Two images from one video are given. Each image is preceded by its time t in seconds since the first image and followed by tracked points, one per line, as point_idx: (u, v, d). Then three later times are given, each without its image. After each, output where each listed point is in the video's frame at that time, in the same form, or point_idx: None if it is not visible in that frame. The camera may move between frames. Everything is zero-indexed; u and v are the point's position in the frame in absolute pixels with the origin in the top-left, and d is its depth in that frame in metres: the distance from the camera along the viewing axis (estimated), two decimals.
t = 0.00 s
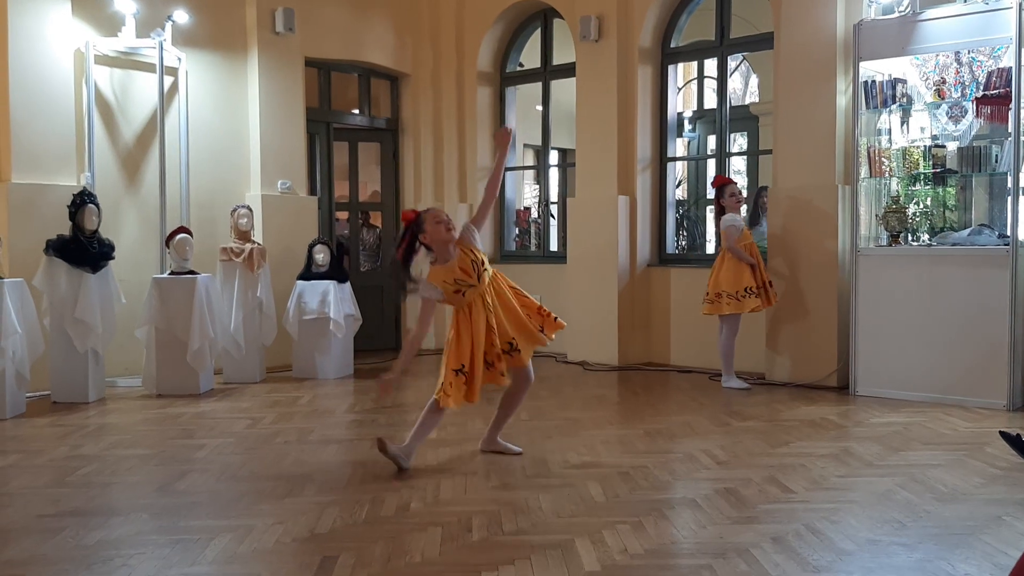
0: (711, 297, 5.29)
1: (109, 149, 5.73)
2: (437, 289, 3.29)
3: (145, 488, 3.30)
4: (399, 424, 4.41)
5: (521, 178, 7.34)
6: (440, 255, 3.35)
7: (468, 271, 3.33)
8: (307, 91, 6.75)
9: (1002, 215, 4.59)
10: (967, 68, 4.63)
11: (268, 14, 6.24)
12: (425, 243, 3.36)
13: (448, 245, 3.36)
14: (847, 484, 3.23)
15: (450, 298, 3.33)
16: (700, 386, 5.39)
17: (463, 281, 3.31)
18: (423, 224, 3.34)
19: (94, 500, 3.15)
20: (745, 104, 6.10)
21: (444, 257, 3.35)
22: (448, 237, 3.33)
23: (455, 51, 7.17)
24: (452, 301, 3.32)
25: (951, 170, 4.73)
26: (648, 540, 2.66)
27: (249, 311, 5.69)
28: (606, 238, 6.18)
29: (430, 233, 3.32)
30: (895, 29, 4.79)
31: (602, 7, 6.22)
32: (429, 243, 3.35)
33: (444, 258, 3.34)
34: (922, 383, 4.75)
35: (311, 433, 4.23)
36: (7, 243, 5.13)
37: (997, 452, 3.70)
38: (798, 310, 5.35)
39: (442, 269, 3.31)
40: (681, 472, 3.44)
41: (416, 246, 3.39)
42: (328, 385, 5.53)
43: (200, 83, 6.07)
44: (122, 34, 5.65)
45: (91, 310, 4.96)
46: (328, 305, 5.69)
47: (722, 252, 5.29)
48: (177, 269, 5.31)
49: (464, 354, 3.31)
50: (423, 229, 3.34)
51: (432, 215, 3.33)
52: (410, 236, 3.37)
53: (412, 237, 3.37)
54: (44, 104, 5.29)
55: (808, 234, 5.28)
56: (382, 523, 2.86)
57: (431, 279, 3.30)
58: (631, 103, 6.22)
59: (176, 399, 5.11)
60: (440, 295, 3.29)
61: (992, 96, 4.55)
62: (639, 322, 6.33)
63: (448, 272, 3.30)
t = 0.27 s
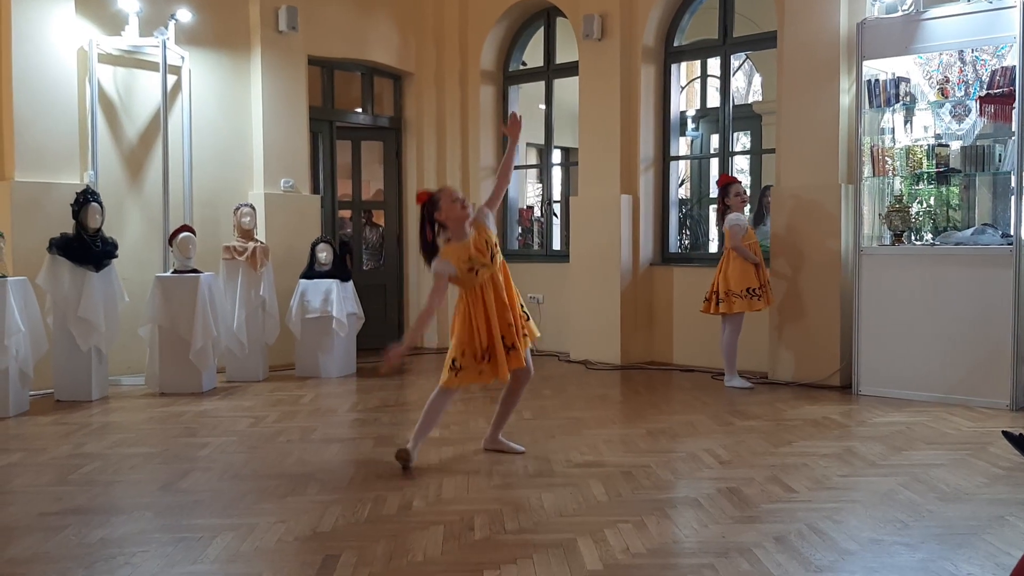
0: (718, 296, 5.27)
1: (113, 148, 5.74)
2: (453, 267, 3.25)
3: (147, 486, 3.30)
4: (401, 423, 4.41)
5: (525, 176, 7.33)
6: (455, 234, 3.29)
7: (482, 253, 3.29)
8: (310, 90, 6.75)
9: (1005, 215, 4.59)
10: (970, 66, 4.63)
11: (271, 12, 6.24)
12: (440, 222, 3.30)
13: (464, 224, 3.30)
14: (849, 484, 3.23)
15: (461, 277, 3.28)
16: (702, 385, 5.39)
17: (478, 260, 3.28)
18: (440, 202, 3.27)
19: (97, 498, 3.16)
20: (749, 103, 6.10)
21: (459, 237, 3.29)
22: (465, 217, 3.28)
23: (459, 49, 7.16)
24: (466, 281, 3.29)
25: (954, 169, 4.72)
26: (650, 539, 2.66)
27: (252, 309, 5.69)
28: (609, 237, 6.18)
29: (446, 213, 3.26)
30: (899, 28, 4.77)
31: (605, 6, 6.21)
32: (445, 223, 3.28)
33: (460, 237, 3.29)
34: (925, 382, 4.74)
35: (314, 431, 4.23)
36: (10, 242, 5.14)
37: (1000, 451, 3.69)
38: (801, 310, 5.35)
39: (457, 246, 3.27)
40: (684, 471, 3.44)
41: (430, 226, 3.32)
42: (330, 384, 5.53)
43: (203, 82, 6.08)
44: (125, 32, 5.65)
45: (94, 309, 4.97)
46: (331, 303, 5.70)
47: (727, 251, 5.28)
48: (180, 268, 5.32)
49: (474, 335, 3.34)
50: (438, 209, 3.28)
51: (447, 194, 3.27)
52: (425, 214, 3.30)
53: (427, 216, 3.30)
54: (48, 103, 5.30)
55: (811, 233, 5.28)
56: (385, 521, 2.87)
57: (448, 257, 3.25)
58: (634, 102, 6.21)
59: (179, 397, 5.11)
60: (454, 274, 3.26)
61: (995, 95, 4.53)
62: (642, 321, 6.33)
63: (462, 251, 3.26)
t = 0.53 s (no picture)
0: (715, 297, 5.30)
1: (117, 147, 5.75)
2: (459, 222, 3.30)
3: (151, 485, 3.31)
4: (404, 422, 4.42)
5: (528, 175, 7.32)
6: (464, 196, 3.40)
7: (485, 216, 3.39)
8: (313, 89, 6.75)
9: (1009, 215, 4.60)
10: (975, 67, 4.62)
11: (275, 12, 6.25)
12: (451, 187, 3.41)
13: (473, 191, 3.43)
14: (852, 484, 3.23)
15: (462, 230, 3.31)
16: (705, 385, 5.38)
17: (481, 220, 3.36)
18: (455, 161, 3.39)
19: (100, 496, 3.16)
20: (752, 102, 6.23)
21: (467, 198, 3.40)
22: (475, 182, 3.39)
23: (462, 48, 7.17)
24: (466, 236, 3.32)
25: (958, 169, 4.72)
26: (652, 539, 2.66)
27: (256, 308, 5.70)
28: (612, 237, 6.18)
29: (457, 177, 3.38)
30: (902, 28, 4.76)
31: (608, 5, 6.21)
32: (456, 186, 3.40)
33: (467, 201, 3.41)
34: (928, 383, 4.73)
35: (317, 430, 4.24)
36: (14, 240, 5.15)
37: (1003, 452, 3.68)
38: (804, 309, 5.34)
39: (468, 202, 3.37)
40: (686, 471, 3.44)
41: (439, 188, 3.44)
42: (333, 383, 5.54)
43: (207, 81, 6.09)
44: (129, 31, 5.66)
45: (98, 307, 4.97)
46: (334, 302, 5.70)
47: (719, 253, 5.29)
48: (184, 267, 5.32)
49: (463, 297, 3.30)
50: (449, 171, 3.39)
51: (459, 158, 3.39)
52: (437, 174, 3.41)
53: (437, 177, 3.41)
54: (52, 101, 5.30)
55: (814, 233, 5.27)
56: (387, 520, 2.87)
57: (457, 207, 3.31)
58: (637, 102, 6.21)
59: (182, 396, 5.12)
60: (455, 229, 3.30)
61: (1000, 94, 4.54)
62: (645, 321, 6.33)
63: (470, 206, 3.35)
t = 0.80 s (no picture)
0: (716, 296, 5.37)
1: (120, 146, 5.76)
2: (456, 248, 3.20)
3: (153, 483, 3.31)
4: (406, 421, 4.42)
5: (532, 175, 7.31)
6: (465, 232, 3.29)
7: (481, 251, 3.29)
8: (317, 89, 6.76)
9: (1013, 215, 4.58)
10: (978, 67, 4.61)
11: (279, 11, 6.25)
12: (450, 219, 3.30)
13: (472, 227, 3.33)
14: (854, 484, 3.23)
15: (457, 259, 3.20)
16: (708, 385, 5.38)
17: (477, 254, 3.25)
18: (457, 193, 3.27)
19: (103, 494, 3.17)
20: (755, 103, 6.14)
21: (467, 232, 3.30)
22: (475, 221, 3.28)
23: (465, 48, 7.17)
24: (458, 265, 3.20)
25: (961, 170, 4.71)
26: (654, 539, 2.66)
27: (259, 308, 5.70)
28: (615, 237, 6.18)
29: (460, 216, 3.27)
30: (906, 28, 4.76)
31: (611, 5, 6.21)
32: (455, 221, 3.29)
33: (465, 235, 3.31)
34: (932, 383, 4.73)
35: (319, 429, 4.24)
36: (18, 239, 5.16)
37: (1006, 452, 3.68)
38: (807, 310, 5.33)
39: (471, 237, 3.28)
40: (689, 471, 3.44)
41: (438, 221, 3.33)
42: (336, 382, 5.54)
43: (210, 80, 6.09)
44: (133, 31, 5.68)
45: (101, 307, 4.98)
46: (337, 302, 5.70)
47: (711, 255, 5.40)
48: (187, 266, 5.33)
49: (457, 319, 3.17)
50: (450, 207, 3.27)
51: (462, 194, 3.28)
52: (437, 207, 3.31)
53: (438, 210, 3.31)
54: (55, 100, 5.31)
55: (817, 233, 5.27)
56: (389, 519, 2.87)
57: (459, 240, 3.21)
58: (640, 101, 6.21)
59: (185, 395, 5.13)
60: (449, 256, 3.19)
61: (1003, 95, 4.51)
62: (647, 321, 6.33)
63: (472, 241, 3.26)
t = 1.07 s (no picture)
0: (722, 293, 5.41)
1: (126, 147, 5.78)
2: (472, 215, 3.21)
3: (158, 483, 3.32)
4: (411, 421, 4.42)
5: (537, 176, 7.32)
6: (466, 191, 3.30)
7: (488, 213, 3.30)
8: (322, 90, 6.76)
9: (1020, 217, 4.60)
10: (984, 68, 4.61)
11: (284, 12, 6.26)
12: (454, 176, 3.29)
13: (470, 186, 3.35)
14: (859, 486, 3.22)
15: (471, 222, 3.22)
16: (713, 386, 5.38)
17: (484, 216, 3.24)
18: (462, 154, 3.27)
19: (108, 494, 3.17)
20: (761, 104, 6.10)
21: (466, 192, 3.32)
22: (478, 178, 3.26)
23: (471, 48, 7.17)
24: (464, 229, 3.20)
25: (968, 171, 4.73)
26: (659, 540, 2.66)
27: (264, 308, 5.71)
28: (620, 238, 6.17)
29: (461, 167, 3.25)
30: (912, 29, 4.75)
31: (617, 6, 6.20)
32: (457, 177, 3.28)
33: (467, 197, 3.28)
34: (938, 385, 4.72)
35: (324, 430, 4.24)
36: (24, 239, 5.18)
37: (1012, 454, 3.67)
38: (813, 311, 5.32)
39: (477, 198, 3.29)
40: (693, 472, 3.44)
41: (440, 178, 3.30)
42: (341, 382, 5.55)
43: (216, 81, 6.10)
44: (139, 31, 5.69)
45: (107, 307, 4.99)
46: (343, 302, 5.71)
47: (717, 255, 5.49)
48: (192, 266, 5.34)
49: (469, 286, 3.18)
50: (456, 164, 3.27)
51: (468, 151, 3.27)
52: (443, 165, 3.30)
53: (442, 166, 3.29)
54: (61, 101, 5.32)
55: (822, 234, 5.26)
56: (394, 519, 2.87)
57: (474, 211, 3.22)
58: (646, 102, 6.21)
59: (190, 395, 5.13)
60: (464, 218, 3.20)
61: (1009, 96, 4.49)
62: (652, 322, 6.33)
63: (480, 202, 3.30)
